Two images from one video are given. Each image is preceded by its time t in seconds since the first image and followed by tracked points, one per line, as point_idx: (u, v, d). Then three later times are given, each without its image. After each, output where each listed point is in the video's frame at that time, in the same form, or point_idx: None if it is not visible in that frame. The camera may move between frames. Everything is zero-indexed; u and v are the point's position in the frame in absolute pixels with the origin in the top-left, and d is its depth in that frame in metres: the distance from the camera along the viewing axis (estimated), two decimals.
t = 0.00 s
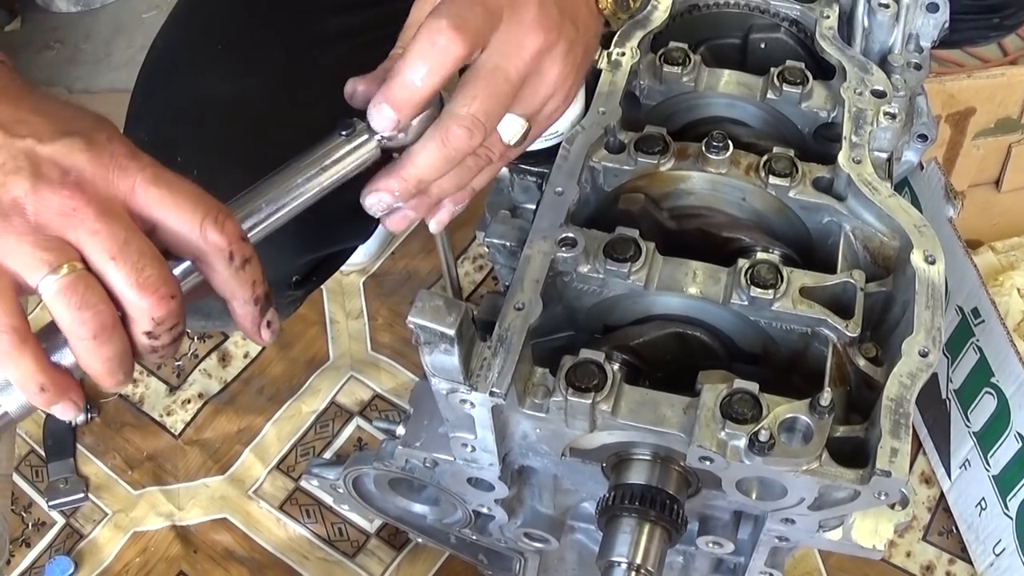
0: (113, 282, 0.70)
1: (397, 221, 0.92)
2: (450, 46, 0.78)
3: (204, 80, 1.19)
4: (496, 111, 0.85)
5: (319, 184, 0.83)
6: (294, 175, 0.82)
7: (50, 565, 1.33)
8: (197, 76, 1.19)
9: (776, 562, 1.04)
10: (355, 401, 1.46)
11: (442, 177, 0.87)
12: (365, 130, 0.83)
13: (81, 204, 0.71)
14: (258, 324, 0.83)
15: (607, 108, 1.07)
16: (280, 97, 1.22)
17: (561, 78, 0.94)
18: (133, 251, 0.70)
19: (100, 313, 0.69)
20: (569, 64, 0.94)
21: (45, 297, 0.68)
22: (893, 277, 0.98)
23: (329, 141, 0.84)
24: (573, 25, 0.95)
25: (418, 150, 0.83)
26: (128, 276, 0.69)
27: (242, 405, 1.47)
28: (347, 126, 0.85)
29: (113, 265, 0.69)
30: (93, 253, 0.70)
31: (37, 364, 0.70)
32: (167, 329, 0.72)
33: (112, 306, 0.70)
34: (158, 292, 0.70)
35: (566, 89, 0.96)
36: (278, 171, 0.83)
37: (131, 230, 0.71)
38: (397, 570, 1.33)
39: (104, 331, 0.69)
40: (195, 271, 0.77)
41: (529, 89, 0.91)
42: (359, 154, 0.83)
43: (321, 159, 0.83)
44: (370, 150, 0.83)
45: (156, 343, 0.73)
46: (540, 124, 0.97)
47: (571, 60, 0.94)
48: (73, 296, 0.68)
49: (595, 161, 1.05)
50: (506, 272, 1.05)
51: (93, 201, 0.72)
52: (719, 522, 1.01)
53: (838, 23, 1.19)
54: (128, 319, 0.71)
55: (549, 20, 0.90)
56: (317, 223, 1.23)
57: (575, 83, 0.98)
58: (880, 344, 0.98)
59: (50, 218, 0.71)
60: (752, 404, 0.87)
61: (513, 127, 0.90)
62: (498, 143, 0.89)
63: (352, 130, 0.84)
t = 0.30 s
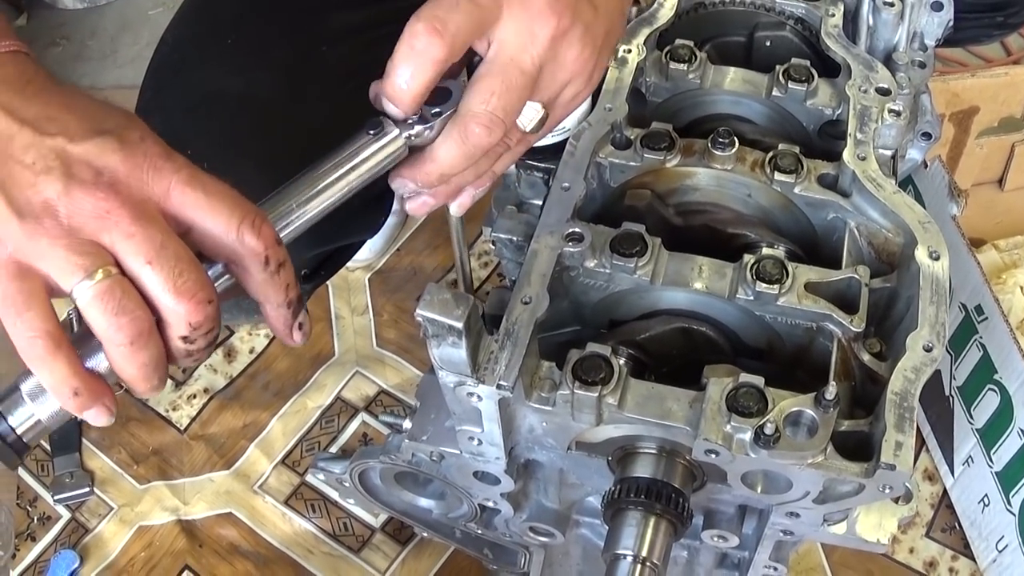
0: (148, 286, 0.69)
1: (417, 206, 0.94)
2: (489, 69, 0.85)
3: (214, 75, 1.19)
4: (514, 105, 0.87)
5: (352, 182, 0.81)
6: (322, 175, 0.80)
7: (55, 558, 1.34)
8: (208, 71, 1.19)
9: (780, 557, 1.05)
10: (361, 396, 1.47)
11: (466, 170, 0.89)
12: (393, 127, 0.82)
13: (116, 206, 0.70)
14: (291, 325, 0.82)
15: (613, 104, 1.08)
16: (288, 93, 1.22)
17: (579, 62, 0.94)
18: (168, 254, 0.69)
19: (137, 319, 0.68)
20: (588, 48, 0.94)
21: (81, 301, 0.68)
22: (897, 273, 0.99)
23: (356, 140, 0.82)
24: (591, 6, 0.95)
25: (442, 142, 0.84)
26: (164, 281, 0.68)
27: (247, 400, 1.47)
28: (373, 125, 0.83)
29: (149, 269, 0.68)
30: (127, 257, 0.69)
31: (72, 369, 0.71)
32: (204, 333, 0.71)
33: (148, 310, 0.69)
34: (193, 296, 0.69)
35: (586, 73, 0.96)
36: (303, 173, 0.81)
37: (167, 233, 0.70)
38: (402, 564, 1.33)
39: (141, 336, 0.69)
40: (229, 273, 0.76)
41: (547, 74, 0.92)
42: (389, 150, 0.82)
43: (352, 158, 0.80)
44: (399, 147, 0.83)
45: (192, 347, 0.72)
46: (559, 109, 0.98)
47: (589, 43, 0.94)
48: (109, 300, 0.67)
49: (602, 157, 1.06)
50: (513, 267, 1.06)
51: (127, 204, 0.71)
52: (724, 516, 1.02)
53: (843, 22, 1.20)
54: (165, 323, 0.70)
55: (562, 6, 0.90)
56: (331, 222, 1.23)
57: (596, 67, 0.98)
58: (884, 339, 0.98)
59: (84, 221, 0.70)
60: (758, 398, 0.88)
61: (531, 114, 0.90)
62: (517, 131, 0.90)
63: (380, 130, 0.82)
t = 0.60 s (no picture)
0: (160, 263, 0.71)
1: (451, 213, 0.88)
2: (495, 91, 0.79)
3: (221, 76, 1.21)
4: (551, 118, 0.85)
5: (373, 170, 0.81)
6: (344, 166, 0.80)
7: (59, 557, 1.34)
8: (212, 71, 1.21)
9: (782, 551, 1.05)
10: (363, 394, 1.47)
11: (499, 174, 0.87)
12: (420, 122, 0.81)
13: (127, 186, 0.72)
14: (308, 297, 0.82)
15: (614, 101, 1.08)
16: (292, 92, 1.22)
17: (617, 71, 0.90)
18: (179, 232, 0.71)
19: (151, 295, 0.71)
20: (626, 58, 0.90)
21: (96, 278, 0.70)
22: (897, 268, 0.99)
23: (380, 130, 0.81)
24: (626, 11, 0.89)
25: (446, 165, 0.81)
26: (175, 259, 0.71)
27: (250, 398, 1.48)
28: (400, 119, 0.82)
29: (159, 248, 0.71)
30: (140, 235, 0.71)
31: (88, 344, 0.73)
32: (211, 309, 0.74)
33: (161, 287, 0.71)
34: (203, 275, 0.72)
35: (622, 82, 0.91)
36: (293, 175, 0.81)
37: (178, 212, 0.72)
38: (404, 561, 1.33)
39: (155, 311, 0.71)
40: (238, 245, 0.77)
41: (583, 88, 0.88)
42: (415, 148, 0.81)
43: (375, 151, 0.80)
44: (426, 144, 0.82)
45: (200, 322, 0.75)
46: (591, 117, 0.93)
47: (628, 52, 0.90)
48: (124, 278, 0.70)
49: (603, 154, 1.06)
50: (515, 263, 1.07)
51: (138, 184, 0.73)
52: (726, 510, 1.02)
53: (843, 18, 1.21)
54: (175, 299, 0.72)
55: (603, 14, 0.87)
56: (336, 217, 1.23)
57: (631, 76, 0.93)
58: (884, 333, 0.99)
59: (95, 200, 0.72)
60: (759, 392, 0.88)
61: (565, 122, 0.87)
62: (549, 140, 0.87)
63: (407, 125, 0.81)
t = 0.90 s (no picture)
0: (202, 343, 0.70)
1: (446, 232, 0.96)
2: (467, 106, 0.84)
3: (218, 74, 1.21)
4: (533, 127, 0.92)
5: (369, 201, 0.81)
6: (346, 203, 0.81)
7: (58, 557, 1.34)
8: (212, 70, 1.21)
9: (777, 548, 1.05)
10: (361, 393, 1.48)
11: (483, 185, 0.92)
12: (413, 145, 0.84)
13: (161, 270, 0.71)
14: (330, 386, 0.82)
15: (610, 100, 1.09)
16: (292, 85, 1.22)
17: (589, 79, 0.97)
18: (219, 310, 0.70)
19: (195, 376, 0.70)
20: (597, 65, 0.98)
21: (135, 361, 0.69)
22: (892, 265, 1.00)
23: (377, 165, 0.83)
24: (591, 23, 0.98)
25: (434, 186, 0.86)
26: (216, 338, 0.69)
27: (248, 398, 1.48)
28: (390, 150, 0.84)
29: (201, 327, 0.70)
30: (180, 315, 0.70)
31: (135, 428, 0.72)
32: (258, 387, 0.72)
33: (204, 368, 0.70)
34: (247, 348, 0.70)
35: (595, 89, 0.98)
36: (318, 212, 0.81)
37: (217, 289, 0.71)
38: (402, 560, 1.34)
39: (197, 392, 0.70)
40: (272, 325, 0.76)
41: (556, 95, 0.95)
42: (411, 173, 0.83)
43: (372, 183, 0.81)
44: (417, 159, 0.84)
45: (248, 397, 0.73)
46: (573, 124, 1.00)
47: (598, 57, 0.98)
48: (163, 361, 0.69)
49: (598, 153, 1.06)
50: (511, 262, 1.07)
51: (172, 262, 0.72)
52: (722, 507, 1.02)
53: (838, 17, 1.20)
54: (220, 379, 0.71)
55: (568, 28, 0.95)
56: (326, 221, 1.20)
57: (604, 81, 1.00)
58: (880, 331, 0.99)
59: (126, 284, 0.71)
60: (754, 389, 0.88)
61: (546, 133, 0.94)
62: (531, 150, 0.93)
63: (399, 154, 0.83)
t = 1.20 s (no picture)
0: None
1: (433, 237, 0.87)
2: (442, 104, 0.72)
3: (220, 78, 1.21)
4: (522, 136, 0.80)
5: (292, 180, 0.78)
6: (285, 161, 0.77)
7: (55, 556, 1.34)
8: (212, 75, 1.21)
9: (774, 546, 1.05)
10: (358, 392, 1.48)
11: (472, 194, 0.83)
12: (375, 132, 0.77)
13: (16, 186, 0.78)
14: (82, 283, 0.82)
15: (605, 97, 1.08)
16: (290, 94, 1.20)
17: (589, 93, 0.87)
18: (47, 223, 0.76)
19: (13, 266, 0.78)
20: (599, 80, 0.87)
21: None
22: (890, 262, 0.99)
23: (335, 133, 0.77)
24: (597, 35, 0.88)
25: (396, 181, 0.74)
26: None
27: (245, 398, 1.48)
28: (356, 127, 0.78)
29: None
30: (22, 228, 0.77)
31: None
32: None
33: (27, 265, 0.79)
34: (70, 265, 0.78)
35: (598, 103, 0.89)
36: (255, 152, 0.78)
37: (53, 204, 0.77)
38: (400, 559, 1.33)
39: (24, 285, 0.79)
40: None
41: (552, 106, 0.85)
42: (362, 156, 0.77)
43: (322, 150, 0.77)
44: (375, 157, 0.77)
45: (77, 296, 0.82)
46: (570, 138, 0.92)
47: (601, 72, 0.87)
48: None
49: (595, 150, 1.06)
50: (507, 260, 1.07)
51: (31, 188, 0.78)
52: (720, 506, 1.02)
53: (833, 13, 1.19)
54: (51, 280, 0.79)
55: (571, 39, 0.84)
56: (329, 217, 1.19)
57: (606, 95, 0.91)
58: (877, 328, 0.99)
59: None
60: (751, 386, 0.88)
61: (541, 142, 0.86)
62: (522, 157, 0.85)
63: (364, 130, 0.77)
